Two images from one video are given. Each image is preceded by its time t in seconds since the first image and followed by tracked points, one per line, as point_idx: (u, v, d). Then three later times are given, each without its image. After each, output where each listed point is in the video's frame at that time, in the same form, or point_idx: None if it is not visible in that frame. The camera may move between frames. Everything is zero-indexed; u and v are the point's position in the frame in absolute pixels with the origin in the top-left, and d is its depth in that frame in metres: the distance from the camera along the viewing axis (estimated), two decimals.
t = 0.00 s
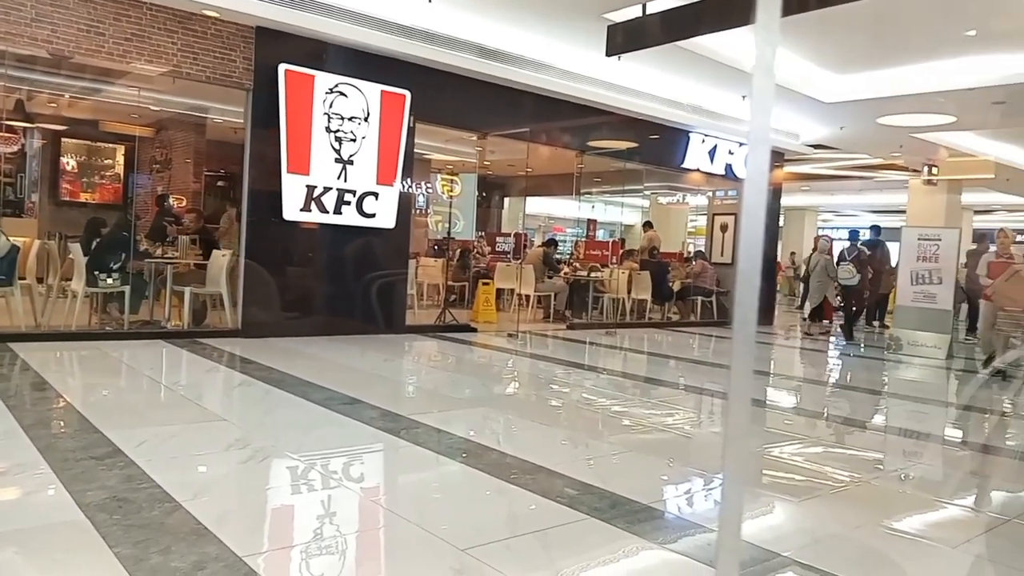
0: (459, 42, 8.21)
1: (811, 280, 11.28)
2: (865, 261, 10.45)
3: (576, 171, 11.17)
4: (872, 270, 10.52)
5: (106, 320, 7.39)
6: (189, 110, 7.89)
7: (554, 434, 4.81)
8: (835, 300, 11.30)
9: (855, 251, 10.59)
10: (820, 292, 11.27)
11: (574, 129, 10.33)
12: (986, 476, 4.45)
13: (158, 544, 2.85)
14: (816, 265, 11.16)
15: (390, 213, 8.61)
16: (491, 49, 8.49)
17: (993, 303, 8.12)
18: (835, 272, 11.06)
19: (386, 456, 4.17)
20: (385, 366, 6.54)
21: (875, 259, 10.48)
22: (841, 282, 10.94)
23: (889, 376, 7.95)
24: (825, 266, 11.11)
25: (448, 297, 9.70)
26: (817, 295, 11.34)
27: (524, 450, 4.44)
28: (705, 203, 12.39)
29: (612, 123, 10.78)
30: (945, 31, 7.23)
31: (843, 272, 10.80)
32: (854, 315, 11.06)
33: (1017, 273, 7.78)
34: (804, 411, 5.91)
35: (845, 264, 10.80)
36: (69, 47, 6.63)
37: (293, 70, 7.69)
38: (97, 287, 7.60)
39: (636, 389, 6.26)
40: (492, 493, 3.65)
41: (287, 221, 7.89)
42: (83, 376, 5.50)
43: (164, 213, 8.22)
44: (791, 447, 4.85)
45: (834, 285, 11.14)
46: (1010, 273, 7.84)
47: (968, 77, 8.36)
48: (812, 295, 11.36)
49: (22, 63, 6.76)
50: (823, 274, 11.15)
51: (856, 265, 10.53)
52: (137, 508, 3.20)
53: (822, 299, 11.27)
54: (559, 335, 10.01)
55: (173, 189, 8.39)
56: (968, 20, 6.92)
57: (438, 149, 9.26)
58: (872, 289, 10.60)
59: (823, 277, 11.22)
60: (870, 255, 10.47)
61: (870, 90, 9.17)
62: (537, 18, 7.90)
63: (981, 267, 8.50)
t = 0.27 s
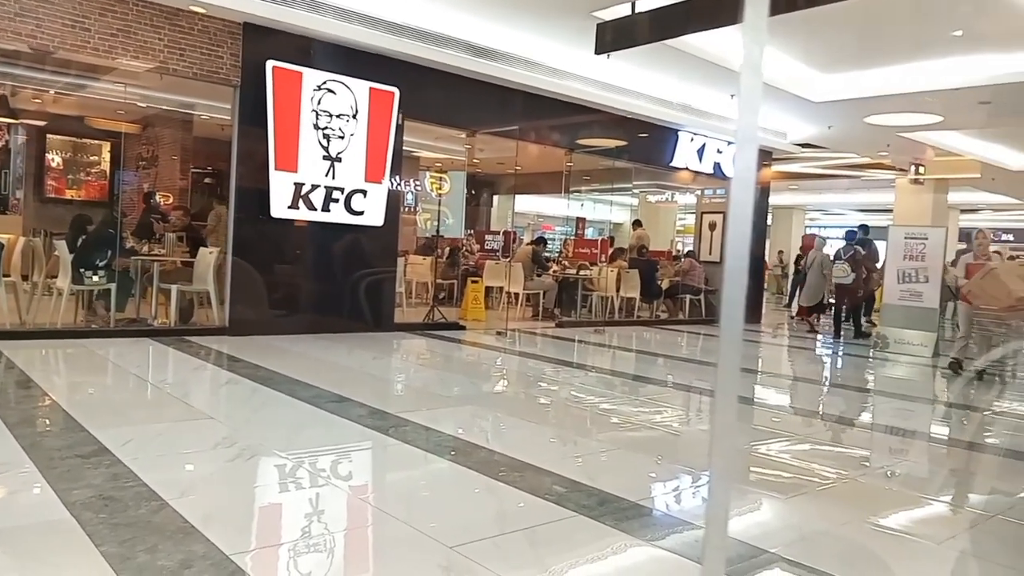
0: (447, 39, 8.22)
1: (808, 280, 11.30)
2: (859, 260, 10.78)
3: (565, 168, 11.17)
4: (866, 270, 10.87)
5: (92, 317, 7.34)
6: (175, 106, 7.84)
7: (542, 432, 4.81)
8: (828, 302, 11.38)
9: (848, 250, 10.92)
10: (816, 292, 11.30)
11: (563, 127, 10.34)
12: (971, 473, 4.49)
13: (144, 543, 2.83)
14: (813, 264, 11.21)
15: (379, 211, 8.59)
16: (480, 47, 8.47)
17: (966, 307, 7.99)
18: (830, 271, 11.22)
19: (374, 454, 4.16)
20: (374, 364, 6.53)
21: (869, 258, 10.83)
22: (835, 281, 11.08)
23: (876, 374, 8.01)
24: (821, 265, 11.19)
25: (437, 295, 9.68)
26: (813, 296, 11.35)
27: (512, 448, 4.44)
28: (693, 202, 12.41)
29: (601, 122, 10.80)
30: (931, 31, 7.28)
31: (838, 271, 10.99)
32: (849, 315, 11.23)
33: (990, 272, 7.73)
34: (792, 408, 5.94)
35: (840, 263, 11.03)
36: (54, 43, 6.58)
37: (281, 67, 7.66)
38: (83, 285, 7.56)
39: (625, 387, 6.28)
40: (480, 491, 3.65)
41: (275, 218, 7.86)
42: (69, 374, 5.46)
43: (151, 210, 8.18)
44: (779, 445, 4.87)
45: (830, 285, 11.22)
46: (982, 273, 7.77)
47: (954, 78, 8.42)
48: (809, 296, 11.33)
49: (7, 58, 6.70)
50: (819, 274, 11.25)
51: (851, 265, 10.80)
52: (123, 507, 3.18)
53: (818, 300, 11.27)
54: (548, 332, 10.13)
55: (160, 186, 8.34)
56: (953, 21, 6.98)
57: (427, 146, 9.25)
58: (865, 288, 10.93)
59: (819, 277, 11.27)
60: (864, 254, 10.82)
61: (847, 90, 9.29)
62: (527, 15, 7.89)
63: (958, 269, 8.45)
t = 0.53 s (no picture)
0: (437, 36, 8.19)
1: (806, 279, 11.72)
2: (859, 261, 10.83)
3: (554, 166, 11.08)
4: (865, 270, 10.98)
5: (78, 315, 7.27)
6: (162, 102, 7.78)
7: (532, 430, 4.81)
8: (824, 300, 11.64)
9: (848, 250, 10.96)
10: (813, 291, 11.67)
11: (552, 125, 10.33)
12: (957, 470, 4.52)
13: (132, 542, 2.81)
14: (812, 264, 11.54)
15: (368, 209, 8.57)
16: (468, 44, 8.47)
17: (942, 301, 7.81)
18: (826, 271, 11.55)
19: (364, 453, 4.15)
20: (363, 362, 6.51)
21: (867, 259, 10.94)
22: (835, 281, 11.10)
23: (862, 372, 8.06)
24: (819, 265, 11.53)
25: (427, 293, 9.71)
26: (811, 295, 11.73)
27: (502, 446, 4.44)
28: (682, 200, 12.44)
29: (589, 120, 10.81)
30: (916, 31, 7.33)
31: (838, 271, 10.97)
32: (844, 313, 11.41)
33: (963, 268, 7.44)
34: (780, 406, 5.97)
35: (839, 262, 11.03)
36: (38, 37, 6.51)
37: (269, 63, 7.62)
38: (69, 282, 7.48)
39: (614, 385, 6.29)
40: (470, 489, 3.65)
41: (263, 215, 7.82)
42: (55, 373, 5.41)
43: (138, 207, 7.99)
44: (768, 442, 4.89)
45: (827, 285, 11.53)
46: (956, 269, 7.48)
47: (940, 78, 8.48)
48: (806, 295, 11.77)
49: None
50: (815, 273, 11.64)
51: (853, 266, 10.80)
52: (111, 506, 3.16)
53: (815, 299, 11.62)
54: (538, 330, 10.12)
55: (148, 182, 8.09)
56: (939, 21, 7.03)
57: (416, 144, 9.24)
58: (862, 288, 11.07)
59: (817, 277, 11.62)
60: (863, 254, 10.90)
61: (831, 90, 9.37)
62: (516, 13, 7.89)
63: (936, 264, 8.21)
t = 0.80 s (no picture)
0: (426, 34, 8.20)
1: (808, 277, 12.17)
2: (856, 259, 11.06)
3: (543, 164, 11.14)
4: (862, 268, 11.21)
5: (63, 313, 7.23)
6: (150, 99, 7.74)
7: (521, 428, 4.83)
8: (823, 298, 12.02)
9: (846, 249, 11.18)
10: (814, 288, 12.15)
11: (542, 124, 10.34)
12: (941, 467, 4.57)
13: (119, 541, 2.80)
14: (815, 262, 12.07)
15: (358, 207, 8.56)
16: (458, 42, 8.46)
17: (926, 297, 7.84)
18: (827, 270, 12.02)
19: (352, 451, 4.15)
20: (352, 360, 6.51)
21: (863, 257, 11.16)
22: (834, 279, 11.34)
23: (849, 369, 8.13)
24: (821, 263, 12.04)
25: (417, 291, 9.62)
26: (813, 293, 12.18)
27: (491, 443, 4.46)
28: (670, 198, 12.34)
29: (579, 118, 10.83)
30: (902, 32, 7.40)
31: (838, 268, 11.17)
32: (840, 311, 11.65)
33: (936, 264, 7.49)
34: (767, 403, 6.02)
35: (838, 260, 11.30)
36: (25, 34, 6.47)
37: (257, 60, 7.59)
38: (54, 280, 7.41)
39: (603, 382, 6.32)
40: (458, 487, 3.66)
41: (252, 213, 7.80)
42: (41, 371, 5.39)
43: (123, 205, 7.84)
44: (755, 439, 4.93)
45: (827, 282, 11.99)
46: (933, 266, 7.49)
47: (926, 78, 8.56)
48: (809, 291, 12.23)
49: None
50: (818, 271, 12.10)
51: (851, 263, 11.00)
52: (98, 505, 3.15)
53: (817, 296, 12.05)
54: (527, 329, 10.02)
55: (135, 180, 7.98)
56: (925, 22, 7.09)
57: (406, 142, 9.25)
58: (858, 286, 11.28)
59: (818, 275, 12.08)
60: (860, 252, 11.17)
61: (819, 90, 9.44)
62: (506, 11, 7.89)
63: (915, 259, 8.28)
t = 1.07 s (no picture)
0: (414, 30, 8.15)
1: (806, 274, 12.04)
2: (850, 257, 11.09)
3: (532, 163, 11.09)
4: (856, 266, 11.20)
5: (48, 310, 7.17)
6: (135, 94, 7.67)
7: (509, 425, 4.82)
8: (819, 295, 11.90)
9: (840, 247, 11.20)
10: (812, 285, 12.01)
11: (531, 120, 10.32)
12: (926, 462, 4.61)
13: (104, 540, 2.78)
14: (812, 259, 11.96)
15: (344, 203, 8.53)
16: (446, 38, 8.44)
17: (891, 289, 7.54)
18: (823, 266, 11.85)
19: (340, 448, 4.14)
20: (339, 358, 6.48)
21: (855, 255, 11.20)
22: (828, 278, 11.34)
23: (834, 366, 8.18)
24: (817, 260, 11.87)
25: (405, 288, 9.70)
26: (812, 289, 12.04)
27: (479, 441, 4.45)
28: (658, 195, 12.56)
29: (567, 115, 10.82)
30: (888, 30, 7.44)
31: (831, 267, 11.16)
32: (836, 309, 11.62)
33: (915, 261, 7.13)
34: (753, 400, 6.05)
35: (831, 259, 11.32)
36: (7, 27, 6.39)
37: (244, 55, 7.52)
38: (38, 278, 7.33)
39: (591, 379, 6.33)
40: (446, 484, 3.65)
41: (238, 210, 7.74)
42: (25, 369, 5.33)
43: (109, 201, 7.90)
44: (742, 436, 4.96)
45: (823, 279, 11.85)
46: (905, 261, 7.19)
47: (911, 77, 8.63)
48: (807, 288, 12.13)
49: None
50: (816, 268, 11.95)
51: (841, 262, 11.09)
52: (82, 504, 3.12)
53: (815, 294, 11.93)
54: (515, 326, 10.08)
55: (119, 176, 8.07)
56: (911, 20, 7.14)
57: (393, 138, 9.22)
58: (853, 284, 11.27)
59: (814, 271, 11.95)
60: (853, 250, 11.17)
61: (806, 88, 9.48)
62: (494, 7, 7.88)
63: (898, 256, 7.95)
